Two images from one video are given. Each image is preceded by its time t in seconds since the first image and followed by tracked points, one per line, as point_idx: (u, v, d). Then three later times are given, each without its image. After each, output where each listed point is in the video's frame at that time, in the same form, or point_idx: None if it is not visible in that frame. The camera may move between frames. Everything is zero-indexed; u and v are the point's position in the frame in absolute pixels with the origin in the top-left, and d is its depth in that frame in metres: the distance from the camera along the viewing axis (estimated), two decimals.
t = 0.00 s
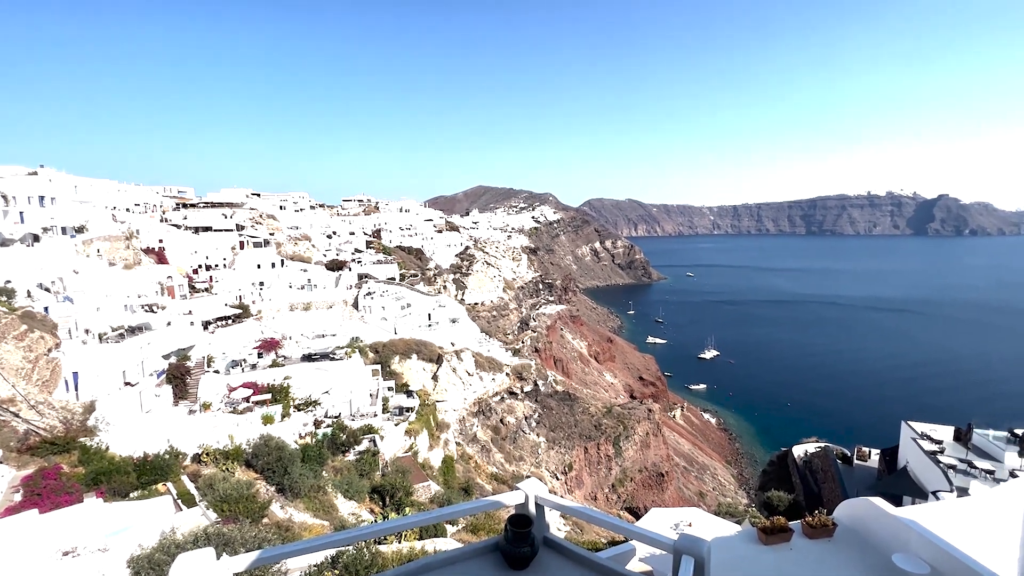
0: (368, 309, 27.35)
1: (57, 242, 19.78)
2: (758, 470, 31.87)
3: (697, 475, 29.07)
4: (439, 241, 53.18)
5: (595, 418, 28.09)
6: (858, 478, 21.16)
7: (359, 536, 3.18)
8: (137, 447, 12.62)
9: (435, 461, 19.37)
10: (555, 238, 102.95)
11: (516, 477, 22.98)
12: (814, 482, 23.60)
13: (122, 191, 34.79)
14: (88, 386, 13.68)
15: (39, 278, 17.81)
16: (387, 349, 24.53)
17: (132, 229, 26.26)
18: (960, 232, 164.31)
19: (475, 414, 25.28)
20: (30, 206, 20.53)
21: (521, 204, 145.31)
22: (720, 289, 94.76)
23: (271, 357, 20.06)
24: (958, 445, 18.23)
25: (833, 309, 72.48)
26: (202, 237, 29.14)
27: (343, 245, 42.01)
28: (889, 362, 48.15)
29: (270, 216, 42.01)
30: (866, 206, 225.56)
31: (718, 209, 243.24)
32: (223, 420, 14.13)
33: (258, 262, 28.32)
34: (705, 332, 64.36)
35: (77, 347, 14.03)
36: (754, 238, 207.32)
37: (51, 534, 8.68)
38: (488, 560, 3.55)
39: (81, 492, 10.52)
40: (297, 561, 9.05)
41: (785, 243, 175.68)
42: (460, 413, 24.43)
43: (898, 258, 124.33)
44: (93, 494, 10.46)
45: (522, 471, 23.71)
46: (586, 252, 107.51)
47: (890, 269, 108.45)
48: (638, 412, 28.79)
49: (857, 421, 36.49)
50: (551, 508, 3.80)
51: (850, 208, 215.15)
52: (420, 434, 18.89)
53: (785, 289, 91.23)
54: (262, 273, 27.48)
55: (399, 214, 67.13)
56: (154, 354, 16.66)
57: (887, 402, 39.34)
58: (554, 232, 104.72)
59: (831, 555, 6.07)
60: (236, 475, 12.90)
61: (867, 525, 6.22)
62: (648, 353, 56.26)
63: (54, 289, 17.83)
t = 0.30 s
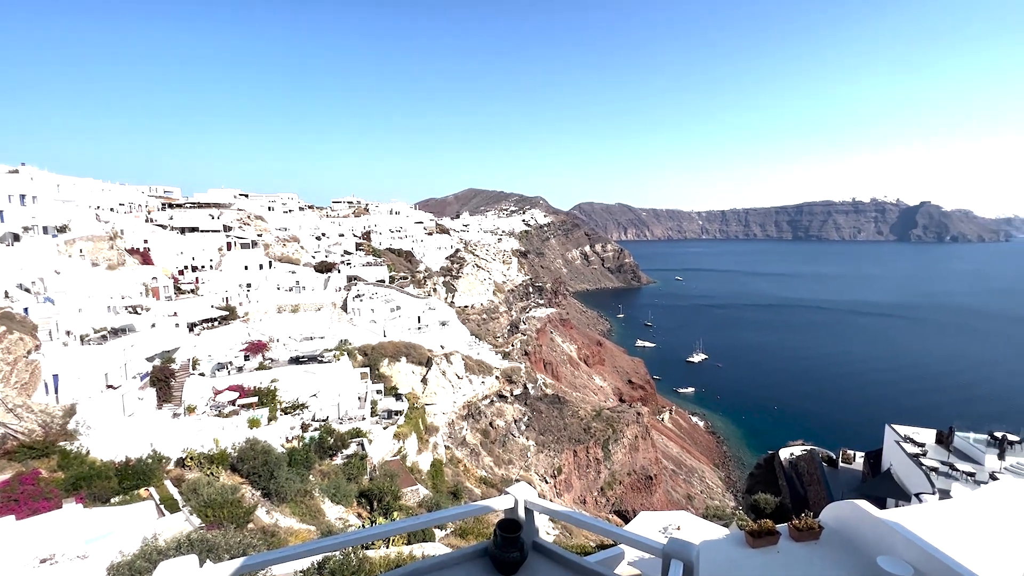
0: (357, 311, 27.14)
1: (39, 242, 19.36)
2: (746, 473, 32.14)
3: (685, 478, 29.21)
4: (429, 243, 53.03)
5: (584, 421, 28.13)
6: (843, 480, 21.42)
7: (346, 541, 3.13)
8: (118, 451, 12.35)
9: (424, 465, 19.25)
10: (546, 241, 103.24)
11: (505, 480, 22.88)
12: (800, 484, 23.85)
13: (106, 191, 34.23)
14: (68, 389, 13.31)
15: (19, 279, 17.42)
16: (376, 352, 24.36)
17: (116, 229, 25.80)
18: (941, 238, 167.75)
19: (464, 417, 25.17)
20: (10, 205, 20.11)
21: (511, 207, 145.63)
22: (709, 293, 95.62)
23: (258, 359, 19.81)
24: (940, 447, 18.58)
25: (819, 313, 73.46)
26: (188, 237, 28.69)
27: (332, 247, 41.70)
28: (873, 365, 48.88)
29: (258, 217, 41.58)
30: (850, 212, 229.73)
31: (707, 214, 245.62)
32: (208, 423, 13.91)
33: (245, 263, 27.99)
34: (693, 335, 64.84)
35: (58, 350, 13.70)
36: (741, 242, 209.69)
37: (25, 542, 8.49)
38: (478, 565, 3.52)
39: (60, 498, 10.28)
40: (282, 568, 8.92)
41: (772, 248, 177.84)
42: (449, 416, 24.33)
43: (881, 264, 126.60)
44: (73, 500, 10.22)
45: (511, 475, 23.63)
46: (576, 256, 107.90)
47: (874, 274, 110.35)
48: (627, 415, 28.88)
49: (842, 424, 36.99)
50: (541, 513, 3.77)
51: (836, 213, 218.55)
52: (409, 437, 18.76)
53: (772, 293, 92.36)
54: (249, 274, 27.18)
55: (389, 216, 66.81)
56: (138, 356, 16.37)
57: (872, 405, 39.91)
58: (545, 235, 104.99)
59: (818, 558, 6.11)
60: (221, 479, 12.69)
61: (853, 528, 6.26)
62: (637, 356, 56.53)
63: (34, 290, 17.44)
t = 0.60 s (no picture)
0: (345, 313, 26.93)
1: (17, 241, 18.93)
2: (732, 476, 32.42)
3: (672, 480, 29.37)
4: (419, 245, 52.86)
5: (573, 424, 28.17)
6: (828, 482, 21.68)
7: (330, 547, 3.09)
8: (98, 455, 12.07)
9: (411, 468, 19.10)
10: (535, 244, 103.48)
11: (493, 484, 22.80)
12: (786, 487, 24.09)
13: (88, 189, 33.61)
14: (46, 392, 13.02)
15: None
16: (364, 354, 24.17)
17: (98, 228, 25.33)
18: (922, 245, 171.41)
19: (452, 420, 25.07)
20: None
21: (501, 210, 145.80)
22: (696, 297, 96.49)
23: (243, 361, 19.54)
24: (921, 450, 18.94)
25: (804, 318, 74.45)
26: (172, 238, 28.26)
27: (320, 249, 41.36)
28: (856, 369, 49.66)
29: (244, 218, 41.11)
30: (834, 218, 233.61)
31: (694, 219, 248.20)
32: (191, 427, 13.69)
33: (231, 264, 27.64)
34: (681, 339, 65.34)
35: (35, 351, 13.37)
36: (728, 247, 212.16)
37: None
38: (465, 570, 3.50)
39: (36, 503, 9.96)
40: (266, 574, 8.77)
41: (758, 253, 180.17)
42: (437, 419, 24.21)
43: (864, 270, 128.99)
44: (49, 506, 9.91)
45: (499, 478, 23.54)
46: (565, 259, 108.30)
47: (857, 279, 112.33)
48: (615, 419, 28.99)
49: (826, 427, 37.50)
50: (529, 517, 3.76)
51: (820, 220, 222.13)
52: (396, 441, 18.62)
53: (758, 297, 93.53)
54: (235, 275, 26.85)
55: (379, 217, 66.51)
56: (119, 358, 16.08)
57: (855, 408, 40.51)
58: (534, 238, 105.21)
59: (803, 560, 6.18)
60: (204, 484, 12.47)
61: (838, 530, 6.33)
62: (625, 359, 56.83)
63: (12, 289, 17.06)
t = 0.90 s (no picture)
0: (332, 315, 26.70)
1: None
2: (718, 478, 32.67)
3: (659, 483, 29.49)
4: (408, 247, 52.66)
5: (561, 427, 28.18)
6: (812, 485, 21.93)
7: (314, 553, 3.02)
8: (76, 459, 11.77)
9: (398, 472, 18.95)
10: (524, 247, 103.77)
11: (480, 487, 22.67)
12: (771, 490, 24.34)
13: (70, 187, 32.96)
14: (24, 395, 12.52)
15: None
16: (351, 357, 23.98)
17: (79, 226, 24.81)
18: (903, 251, 175.13)
19: (440, 423, 24.94)
20: None
21: (491, 212, 146.00)
22: (684, 301, 97.32)
23: (228, 364, 19.26)
24: (902, 453, 19.27)
25: (789, 322, 75.48)
26: (156, 237, 27.77)
27: (308, 250, 40.96)
28: (840, 373, 50.36)
29: (231, 218, 40.58)
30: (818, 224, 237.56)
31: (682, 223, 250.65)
32: (173, 430, 13.45)
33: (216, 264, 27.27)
34: (669, 342, 65.79)
35: (12, 352, 13.04)
36: (715, 252, 214.45)
37: None
38: None
39: (11, 510, 9.56)
40: None
41: (744, 257, 182.51)
42: (425, 422, 24.06)
43: (847, 275, 131.25)
44: (25, 512, 9.60)
45: (487, 482, 23.44)
46: (554, 262, 108.68)
47: (840, 285, 114.28)
48: (603, 422, 29.07)
49: (810, 430, 37.98)
50: (518, 522, 3.74)
51: (805, 225, 225.89)
52: (383, 444, 18.45)
53: (744, 301, 94.65)
54: (220, 276, 26.48)
55: (368, 219, 66.21)
56: (99, 360, 15.79)
57: (838, 411, 41.09)
58: (523, 241, 105.44)
59: (787, 563, 6.24)
60: (186, 488, 12.23)
61: (822, 533, 6.39)
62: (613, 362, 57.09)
63: None
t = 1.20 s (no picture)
0: (320, 316, 26.45)
1: None
2: (704, 481, 32.90)
3: (646, 486, 29.59)
4: (397, 249, 52.42)
5: (549, 430, 28.18)
6: (796, 488, 22.17)
7: (300, 559, 2.99)
8: (53, 462, 11.48)
9: (385, 475, 18.75)
10: (514, 249, 103.87)
11: (468, 491, 22.53)
12: (756, 493, 24.58)
13: (51, 184, 32.31)
14: None
15: None
16: (338, 359, 23.76)
17: (60, 224, 24.34)
18: (886, 257, 178.32)
19: (428, 426, 24.79)
20: None
21: (481, 215, 145.97)
22: (672, 304, 98.02)
23: (212, 365, 18.99)
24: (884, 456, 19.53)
25: (775, 326, 76.36)
26: (140, 236, 27.27)
27: (295, 250, 40.57)
28: (824, 377, 51.02)
29: (217, 217, 40.07)
30: (804, 230, 241.04)
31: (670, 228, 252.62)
32: (155, 432, 13.23)
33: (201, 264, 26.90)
34: (656, 346, 66.19)
35: None
36: (703, 256, 216.55)
37: None
38: None
39: None
40: None
41: (732, 262, 184.40)
42: (413, 425, 23.91)
43: (831, 281, 133.48)
44: None
45: (475, 485, 23.32)
46: (544, 265, 108.88)
47: (825, 290, 115.91)
48: (591, 424, 29.14)
49: (794, 433, 38.44)
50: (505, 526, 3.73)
51: (791, 231, 228.92)
52: (370, 447, 18.28)
53: (731, 305, 95.69)
54: (206, 276, 26.13)
55: (357, 220, 65.79)
56: (79, 360, 15.51)
57: (822, 415, 41.62)
58: (512, 244, 105.51)
59: (773, 566, 6.29)
60: (168, 492, 11.97)
61: (807, 536, 6.44)
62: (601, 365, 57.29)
63: None
